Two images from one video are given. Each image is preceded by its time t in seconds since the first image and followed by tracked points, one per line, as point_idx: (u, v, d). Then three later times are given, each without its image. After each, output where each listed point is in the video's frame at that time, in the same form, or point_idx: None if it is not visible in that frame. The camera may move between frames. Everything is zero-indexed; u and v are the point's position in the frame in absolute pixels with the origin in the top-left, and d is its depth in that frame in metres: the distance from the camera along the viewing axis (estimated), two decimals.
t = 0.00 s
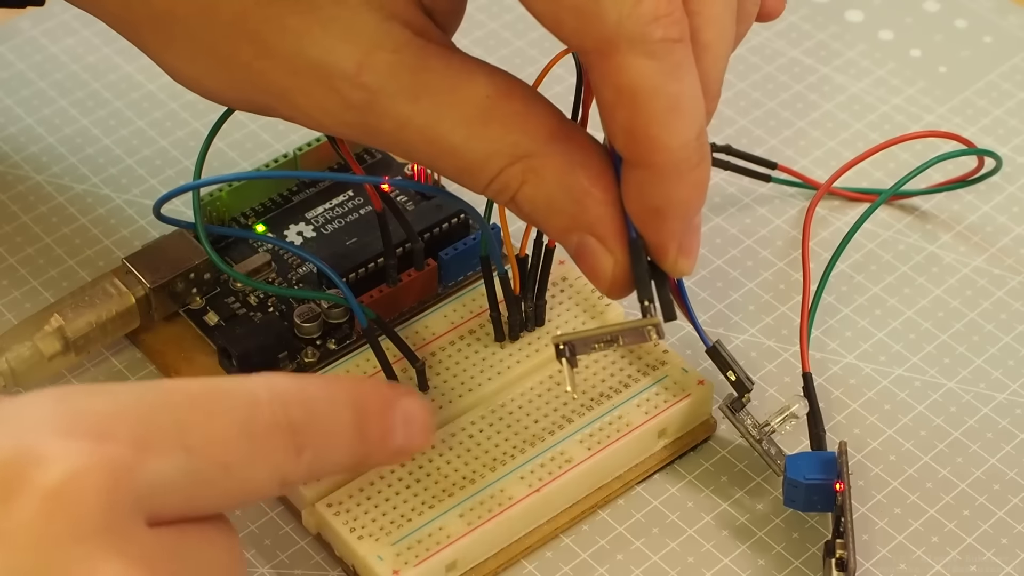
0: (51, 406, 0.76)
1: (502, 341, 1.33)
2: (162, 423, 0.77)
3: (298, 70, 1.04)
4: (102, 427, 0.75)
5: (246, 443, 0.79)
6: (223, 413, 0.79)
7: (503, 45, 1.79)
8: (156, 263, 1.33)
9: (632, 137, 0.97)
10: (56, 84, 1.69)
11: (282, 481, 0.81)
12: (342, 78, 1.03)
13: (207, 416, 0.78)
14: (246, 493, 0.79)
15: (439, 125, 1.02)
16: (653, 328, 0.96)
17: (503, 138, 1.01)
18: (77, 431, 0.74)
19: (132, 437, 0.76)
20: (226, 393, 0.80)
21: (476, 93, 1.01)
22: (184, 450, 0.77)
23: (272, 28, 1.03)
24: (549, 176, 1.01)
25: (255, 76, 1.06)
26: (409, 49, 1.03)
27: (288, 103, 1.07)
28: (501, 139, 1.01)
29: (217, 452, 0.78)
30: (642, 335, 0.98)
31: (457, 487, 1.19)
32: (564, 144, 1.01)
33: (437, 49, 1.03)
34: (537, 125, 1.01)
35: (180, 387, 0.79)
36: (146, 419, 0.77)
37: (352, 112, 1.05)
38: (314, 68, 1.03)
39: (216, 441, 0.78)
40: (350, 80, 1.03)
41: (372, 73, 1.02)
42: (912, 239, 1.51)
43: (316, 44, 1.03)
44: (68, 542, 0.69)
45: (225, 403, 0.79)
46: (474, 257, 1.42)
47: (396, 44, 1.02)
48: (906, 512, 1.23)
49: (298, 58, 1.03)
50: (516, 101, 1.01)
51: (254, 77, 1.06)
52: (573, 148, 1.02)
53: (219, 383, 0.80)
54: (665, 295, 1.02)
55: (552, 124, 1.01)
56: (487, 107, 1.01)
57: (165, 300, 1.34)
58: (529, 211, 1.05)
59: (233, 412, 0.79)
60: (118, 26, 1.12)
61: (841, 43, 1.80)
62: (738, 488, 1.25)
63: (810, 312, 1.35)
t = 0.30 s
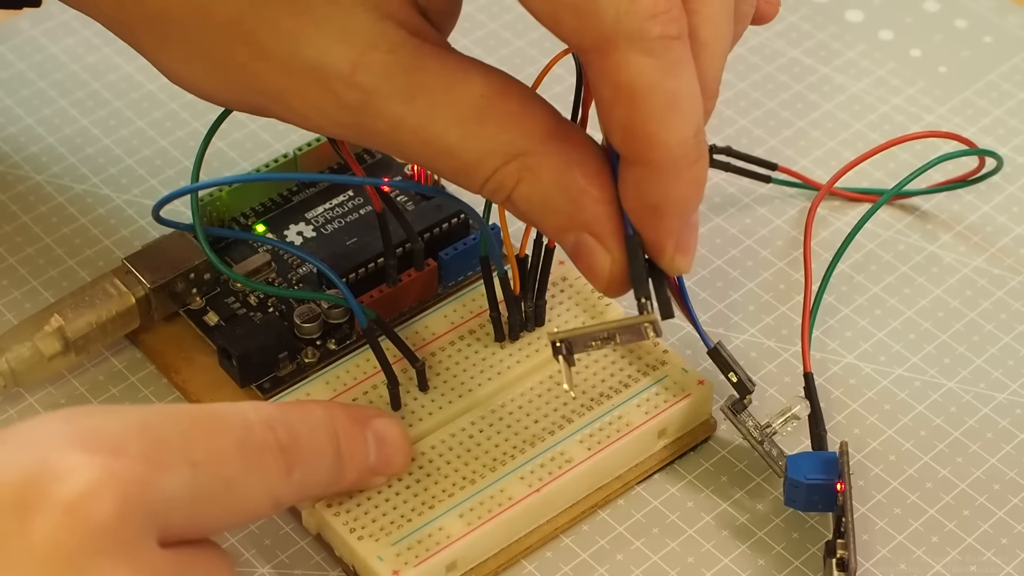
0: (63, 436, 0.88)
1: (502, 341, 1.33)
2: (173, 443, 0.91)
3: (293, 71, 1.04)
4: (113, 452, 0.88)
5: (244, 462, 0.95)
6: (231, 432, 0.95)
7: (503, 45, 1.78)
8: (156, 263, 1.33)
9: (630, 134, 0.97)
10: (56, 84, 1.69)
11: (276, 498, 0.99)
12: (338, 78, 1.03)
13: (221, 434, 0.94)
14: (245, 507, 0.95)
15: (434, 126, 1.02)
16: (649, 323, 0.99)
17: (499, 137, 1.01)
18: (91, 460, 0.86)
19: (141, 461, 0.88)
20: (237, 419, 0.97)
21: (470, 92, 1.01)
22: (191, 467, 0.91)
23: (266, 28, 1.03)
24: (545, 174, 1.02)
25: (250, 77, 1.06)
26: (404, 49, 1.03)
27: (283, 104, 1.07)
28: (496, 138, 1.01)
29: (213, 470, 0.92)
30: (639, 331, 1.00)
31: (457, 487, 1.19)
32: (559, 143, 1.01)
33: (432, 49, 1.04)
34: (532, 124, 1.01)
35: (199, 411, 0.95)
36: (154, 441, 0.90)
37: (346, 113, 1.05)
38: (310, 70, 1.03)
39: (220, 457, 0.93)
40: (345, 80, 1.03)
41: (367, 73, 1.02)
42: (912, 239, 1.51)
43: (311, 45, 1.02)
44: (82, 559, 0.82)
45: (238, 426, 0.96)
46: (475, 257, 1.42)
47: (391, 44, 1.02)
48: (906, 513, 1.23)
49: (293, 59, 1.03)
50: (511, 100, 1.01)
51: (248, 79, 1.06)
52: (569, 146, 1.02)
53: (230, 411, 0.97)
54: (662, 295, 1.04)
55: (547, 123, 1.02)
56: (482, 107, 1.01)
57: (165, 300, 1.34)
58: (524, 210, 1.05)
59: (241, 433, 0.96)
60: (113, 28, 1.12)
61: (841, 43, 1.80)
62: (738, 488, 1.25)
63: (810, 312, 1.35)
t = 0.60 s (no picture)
0: (123, 505, 0.67)
1: (502, 341, 1.34)
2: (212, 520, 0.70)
3: (262, 79, 1.04)
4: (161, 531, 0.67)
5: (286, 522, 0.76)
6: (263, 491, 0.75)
7: (503, 45, 1.78)
8: (156, 263, 1.33)
9: (589, 132, 0.96)
10: (56, 84, 1.69)
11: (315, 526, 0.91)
12: (306, 85, 1.04)
13: (258, 496, 0.74)
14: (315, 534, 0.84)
15: (401, 132, 1.02)
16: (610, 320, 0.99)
17: (464, 143, 1.01)
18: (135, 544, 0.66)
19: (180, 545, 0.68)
20: (269, 468, 0.77)
21: (437, 98, 1.02)
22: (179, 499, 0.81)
23: (237, 37, 1.04)
24: (511, 178, 1.01)
25: (220, 87, 1.07)
26: (371, 56, 1.04)
27: (253, 113, 1.07)
28: (462, 144, 1.01)
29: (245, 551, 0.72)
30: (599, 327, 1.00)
31: (457, 487, 1.19)
32: (525, 148, 1.02)
33: (398, 58, 1.05)
34: (498, 130, 1.01)
35: (228, 467, 0.74)
36: (190, 518, 0.69)
37: (315, 120, 1.05)
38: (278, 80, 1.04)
39: (259, 527, 0.73)
40: (313, 87, 1.03)
41: (335, 81, 1.03)
42: (911, 239, 1.51)
43: (280, 53, 1.03)
44: None
45: (270, 482, 0.76)
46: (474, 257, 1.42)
47: (358, 52, 1.04)
48: (906, 513, 1.23)
49: (262, 68, 1.04)
50: (477, 107, 1.02)
51: (219, 88, 1.07)
52: (534, 150, 1.02)
53: (261, 450, 0.79)
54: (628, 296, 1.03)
55: (513, 129, 1.02)
56: (448, 114, 1.01)
57: (165, 300, 1.33)
58: (493, 216, 1.05)
59: (273, 492, 0.76)
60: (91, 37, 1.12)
61: (841, 43, 1.80)
62: (738, 488, 1.25)
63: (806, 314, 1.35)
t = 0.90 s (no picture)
0: (225, 544, 0.67)
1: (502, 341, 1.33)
2: (329, 560, 0.69)
3: (241, 74, 1.08)
4: None
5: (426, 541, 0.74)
6: (404, 512, 0.72)
7: (503, 45, 1.79)
8: (156, 263, 1.33)
9: (563, 86, 0.98)
10: (56, 84, 1.69)
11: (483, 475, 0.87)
12: (281, 78, 1.07)
13: (395, 524, 0.72)
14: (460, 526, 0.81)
15: (373, 120, 1.05)
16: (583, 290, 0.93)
17: (435, 127, 1.04)
18: None
19: None
20: (418, 480, 0.74)
21: (406, 84, 1.05)
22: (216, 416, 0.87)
23: (215, 33, 1.07)
24: (481, 161, 1.04)
25: (203, 81, 1.10)
26: (341, 47, 1.07)
27: (235, 107, 1.12)
28: (432, 129, 1.04)
29: None
30: (573, 299, 0.94)
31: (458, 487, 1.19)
32: (494, 131, 1.04)
33: (371, 49, 1.08)
34: (467, 114, 1.04)
35: (376, 495, 0.72)
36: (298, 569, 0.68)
37: (292, 112, 1.09)
38: (254, 73, 1.08)
39: (393, 559, 0.72)
40: (287, 80, 1.07)
41: (307, 73, 1.06)
42: (911, 239, 1.51)
43: (254, 48, 1.07)
44: None
45: (413, 500, 0.73)
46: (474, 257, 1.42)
47: (329, 43, 1.07)
48: (906, 513, 1.23)
49: (239, 62, 1.07)
50: (446, 93, 1.05)
51: (202, 82, 1.11)
52: (503, 131, 1.04)
53: (410, 460, 0.74)
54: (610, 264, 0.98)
55: (483, 112, 1.05)
56: (417, 100, 1.05)
57: (165, 300, 1.33)
58: (469, 201, 1.07)
59: (415, 513, 0.73)
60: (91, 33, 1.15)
61: (841, 43, 1.80)
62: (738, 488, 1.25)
63: (810, 313, 1.35)
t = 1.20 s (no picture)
0: (197, 506, 0.74)
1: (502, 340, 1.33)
2: (297, 513, 0.75)
3: (240, 59, 1.08)
4: (234, 538, 0.73)
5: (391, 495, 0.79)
6: (369, 467, 0.78)
7: (503, 45, 1.79)
8: (155, 262, 1.32)
9: (538, 89, 0.95)
10: (56, 84, 1.69)
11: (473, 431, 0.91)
12: (278, 65, 1.07)
13: (361, 477, 0.78)
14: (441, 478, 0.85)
15: (369, 113, 1.06)
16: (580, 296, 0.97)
17: (430, 123, 1.06)
18: (205, 555, 0.72)
19: (258, 546, 0.74)
20: (382, 436, 0.79)
21: (404, 77, 1.06)
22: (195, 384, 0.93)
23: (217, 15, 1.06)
24: (475, 158, 1.06)
25: (205, 63, 1.10)
26: (339, 38, 1.06)
27: (233, 90, 1.11)
28: (427, 124, 1.06)
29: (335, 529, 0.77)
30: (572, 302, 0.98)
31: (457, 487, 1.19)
32: (486, 128, 1.06)
33: (370, 42, 1.07)
34: (460, 112, 1.06)
35: (340, 452, 0.77)
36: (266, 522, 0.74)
37: (287, 100, 1.09)
38: (253, 59, 1.07)
39: (359, 510, 0.77)
40: (284, 67, 1.07)
41: (304, 62, 1.06)
42: (911, 239, 1.51)
43: (254, 33, 1.06)
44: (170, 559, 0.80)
45: (377, 456, 0.78)
46: (474, 257, 1.42)
47: (326, 33, 1.06)
48: (906, 513, 1.23)
49: (238, 47, 1.07)
50: (440, 89, 1.07)
51: (203, 64, 1.10)
52: (494, 129, 1.07)
53: (375, 418, 0.79)
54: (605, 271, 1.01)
55: (474, 111, 1.07)
56: (412, 95, 1.06)
57: (165, 300, 1.33)
58: (465, 198, 1.09)
59: (379, 468, 0.78)
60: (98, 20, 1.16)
61: (841, 43, 1.80)
62: (738, 488, 1.25)
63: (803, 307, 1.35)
